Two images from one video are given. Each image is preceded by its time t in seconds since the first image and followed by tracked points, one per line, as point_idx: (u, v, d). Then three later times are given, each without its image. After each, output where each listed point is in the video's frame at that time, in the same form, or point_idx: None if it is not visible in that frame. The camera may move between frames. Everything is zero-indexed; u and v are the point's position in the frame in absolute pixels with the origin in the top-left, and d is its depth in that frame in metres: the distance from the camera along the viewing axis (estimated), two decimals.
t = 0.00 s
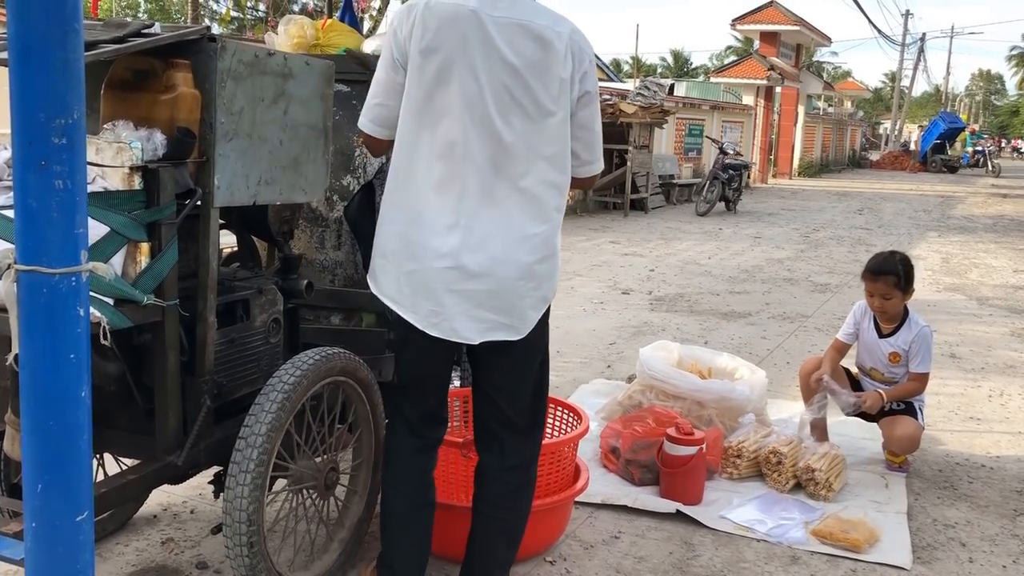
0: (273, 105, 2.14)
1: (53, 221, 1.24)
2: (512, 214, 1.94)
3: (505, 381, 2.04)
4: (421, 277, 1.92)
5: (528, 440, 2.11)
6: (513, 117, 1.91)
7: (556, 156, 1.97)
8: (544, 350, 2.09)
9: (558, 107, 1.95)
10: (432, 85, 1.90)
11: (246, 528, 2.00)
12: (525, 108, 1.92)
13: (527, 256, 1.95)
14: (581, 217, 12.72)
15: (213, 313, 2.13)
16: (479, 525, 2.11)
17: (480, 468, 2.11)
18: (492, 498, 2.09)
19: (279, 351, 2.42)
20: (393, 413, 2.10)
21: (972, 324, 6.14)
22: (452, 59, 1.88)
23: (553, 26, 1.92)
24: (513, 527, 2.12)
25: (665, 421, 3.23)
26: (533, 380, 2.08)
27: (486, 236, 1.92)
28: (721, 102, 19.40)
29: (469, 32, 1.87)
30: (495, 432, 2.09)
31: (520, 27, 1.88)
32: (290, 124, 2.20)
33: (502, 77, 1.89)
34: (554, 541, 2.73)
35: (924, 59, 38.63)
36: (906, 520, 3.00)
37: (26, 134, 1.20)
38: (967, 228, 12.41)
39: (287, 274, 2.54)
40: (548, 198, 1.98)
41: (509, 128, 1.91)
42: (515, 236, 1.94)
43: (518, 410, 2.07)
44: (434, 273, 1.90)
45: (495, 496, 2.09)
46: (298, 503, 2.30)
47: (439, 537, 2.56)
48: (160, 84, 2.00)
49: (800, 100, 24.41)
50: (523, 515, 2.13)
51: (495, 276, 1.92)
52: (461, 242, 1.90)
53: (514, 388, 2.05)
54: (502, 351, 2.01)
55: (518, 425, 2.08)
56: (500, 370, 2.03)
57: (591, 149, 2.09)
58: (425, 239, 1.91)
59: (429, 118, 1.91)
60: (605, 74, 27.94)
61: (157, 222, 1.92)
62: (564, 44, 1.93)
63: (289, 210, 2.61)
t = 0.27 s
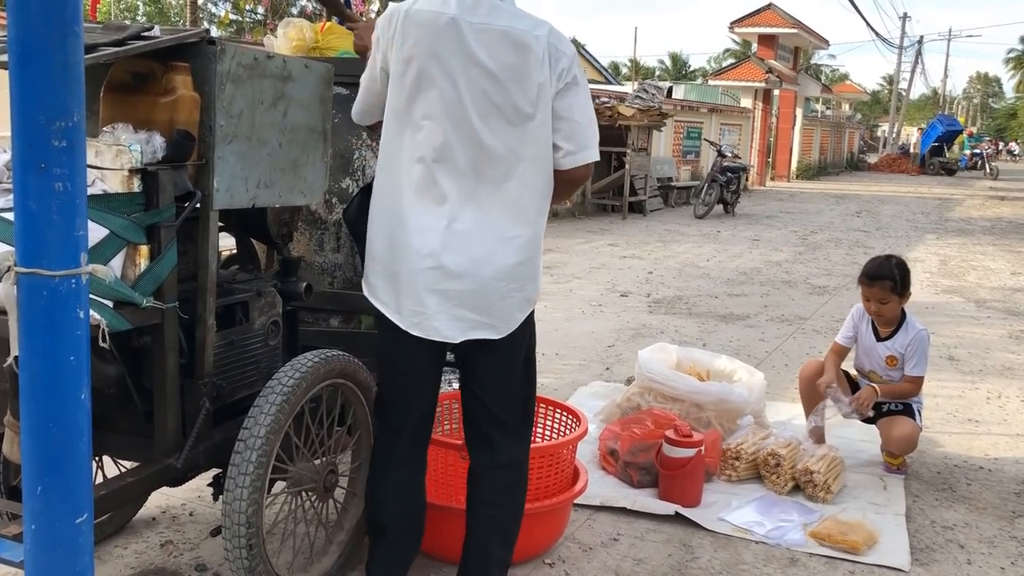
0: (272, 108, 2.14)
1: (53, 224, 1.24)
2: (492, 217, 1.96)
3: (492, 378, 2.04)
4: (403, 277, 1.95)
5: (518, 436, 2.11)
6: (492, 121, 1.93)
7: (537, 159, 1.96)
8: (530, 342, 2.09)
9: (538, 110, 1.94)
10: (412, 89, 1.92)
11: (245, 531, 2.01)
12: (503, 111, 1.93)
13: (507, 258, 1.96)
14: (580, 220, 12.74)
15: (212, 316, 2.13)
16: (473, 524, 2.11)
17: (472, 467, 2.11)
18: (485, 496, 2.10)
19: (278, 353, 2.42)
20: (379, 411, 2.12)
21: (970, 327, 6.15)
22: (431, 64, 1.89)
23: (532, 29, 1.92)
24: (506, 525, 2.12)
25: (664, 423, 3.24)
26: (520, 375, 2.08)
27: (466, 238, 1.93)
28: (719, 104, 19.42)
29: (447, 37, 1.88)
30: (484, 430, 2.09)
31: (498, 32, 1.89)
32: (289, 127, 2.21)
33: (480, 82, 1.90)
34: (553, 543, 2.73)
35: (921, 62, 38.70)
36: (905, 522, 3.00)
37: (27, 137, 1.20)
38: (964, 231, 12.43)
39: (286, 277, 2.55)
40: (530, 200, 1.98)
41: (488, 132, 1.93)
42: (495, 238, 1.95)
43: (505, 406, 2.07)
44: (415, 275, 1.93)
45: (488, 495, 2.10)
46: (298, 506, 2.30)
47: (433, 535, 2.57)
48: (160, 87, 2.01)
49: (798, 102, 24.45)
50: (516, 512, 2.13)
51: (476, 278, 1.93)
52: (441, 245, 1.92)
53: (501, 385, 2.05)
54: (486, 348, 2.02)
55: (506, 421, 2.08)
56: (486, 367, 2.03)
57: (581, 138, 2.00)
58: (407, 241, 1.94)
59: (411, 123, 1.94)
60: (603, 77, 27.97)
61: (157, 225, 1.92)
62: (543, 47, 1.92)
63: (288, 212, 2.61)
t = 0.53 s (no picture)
0: (271, 109, 2.14)
1: (53, 225, 1.24)
2: (465, 213, 1.97)
3: (475, 369, 2.05)
4: (378, 273, 1.97)
5: (504, 428, 2.12)
6: (465, 118, 1.95)
7: (509, 156, 1.98)
8: (511, 328, 2.10)
9: (510, 107, 1.97)
10: (387, 88, 1.94)
11: (244, 531, 2.01)
12: (475, 109, 1.95)
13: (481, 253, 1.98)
14: (578, 221, 12.75)
15: (211, 316, 2.13)
16: (468, 521, 2.11)
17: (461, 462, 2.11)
18: (476, 489, 2.10)
19: (277, 355, 2.42)
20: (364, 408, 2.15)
21: (967, 328, 6.16)
22: (405, 62, 1.91)
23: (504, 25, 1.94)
24: (497, 519, 2.13)
25: (662, 423, 3.24)
26: (504, 364, 2.08)
27: (439, 234, 1.95)
28: (717, 106, 19.45)
29: (420, 37, 1.91)
30: (469, 423, 2.09)
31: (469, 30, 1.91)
32: (287, 128, 2.21)
33: (452, 80, 1.92)
34: (552, 543, 2.74)
35: (918, 64, 38.78)
36: (902, 522, 3.01)
37: (27, 138, 1.20)
38: (962, 232, 12.45)
39: (285, 278, 2.56)
40: (503, 196, 2.00)
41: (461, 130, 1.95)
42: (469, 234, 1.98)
43: (488, 396, 2.07)
44: (389, 270, 1.95)
45: (480, 490, 2.10)
46: (296, 507, 2.30)
47: (433, 536, 2.57)
48: (159, 88, 2.01)
49: (796, 103, 24.49)
50: (506, 504, 2.14)
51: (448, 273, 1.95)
52: (414, 239, 1.94)
53: (485, 376, 2.06)
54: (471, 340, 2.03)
55: (491, 412, 2.08)
56: (468, 358, 2.04)
57: (553, 138, 2.04)
58: (381, 237, 1.96)
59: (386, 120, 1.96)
60: (601, 79, 28.03)
61: (155, 226, 1.93)
62: (514, 44, 1.94)
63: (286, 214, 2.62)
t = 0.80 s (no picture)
0: (269, 107, 2.14)
1: (52, 222, 1.24)
2: (451, 204, 1.98)
3: (465, 363, 2.06)
4: (368, 269, 1.96)
5: (495, 422, 2.13)
6: (445, 109, 1.97)
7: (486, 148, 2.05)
8: (500, 321, 2.11)
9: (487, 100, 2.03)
10: (367, 83, 1.95)
11: (242, 530, 2.01)
12: (455, 101, 1.98)
13: (467, 242, 2.00)
14: (575, 221, 12.76)
15: (209, 315, 2.13)
16: (465, 516, 2.12)
17: (455, 458, 2.12)
18: (471, 484, 2.11)
19: (275, 354, 2.43)
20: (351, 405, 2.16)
21: (963, 327, 6.17)
22: (384, 56, 1.93)
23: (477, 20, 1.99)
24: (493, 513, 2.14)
25: (659, 422, 3.24)
26: (494, 357, 2.10)
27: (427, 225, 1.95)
28: (714, 106, 19.47)
29: (399, 32, 1.93)
30: (462, 418, 2.10)
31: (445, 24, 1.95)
32: (285, 127, 2.21)
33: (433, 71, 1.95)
34: (549, 542, 2.74)
35: (915, 64, 38.84)
36: (899, 521, 3.01)
37: (26, 136, 1.20)
38: (958, 232, 12.47)
39: (282, 277, 2.56)
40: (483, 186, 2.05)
41: (443, 122, 1.97)
42: (455, 224, 1.99)
43: (479, 390, 2.08)
44: (379, 264, 1.94)
45: (476, 485, 2.11)
46: (294, 506, 2.30)
47: (430, 535, 2.57)
48: (157, 88, 2.03)
49: (793, 104, 24.52)
50: (500, 502, 2.15)
51: (439, 264, 1.95)
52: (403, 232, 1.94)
53: (477, 370, 2.07)
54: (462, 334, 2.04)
55: (482, 405, 2.10)
56: (458, 352, 2.05)
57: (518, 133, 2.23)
58: (369, 232, 1.95)
59: (367, 115, 1.96)
60: (598, 79, 28.05)
61: (153, 225, 1.93)
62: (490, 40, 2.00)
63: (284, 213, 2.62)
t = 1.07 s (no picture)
0: (268, 105, 2.14)
1: (52, 220, 1.25)
2: (446, 194, 2.01)
3: (461, 358, 2.07)
4: (367, 262, 1.97)
5: (490, 417, 2.14)
6: (439, 102, 1.98)
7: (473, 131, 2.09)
8: (495, 316, 2.12)
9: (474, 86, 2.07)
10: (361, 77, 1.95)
11: (240, 527, 2.01)
12: (447, 92, 2.00)
13: (464, 232, 2.03)
14: (572, 219, 12.76)
15: (208, 313, 2.13)
16: (463, 512, 2.13)
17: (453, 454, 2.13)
18: (468, 480, 2.12)
19: (273, 351, 2.43)
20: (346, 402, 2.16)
21: (959, 325, 6.19)
22: (378, 49, 1.92)
23: (466, 8, 1.99)
24: (491, 508, 2.15)
25: (657, 420, 3.25)
26: (490, 352, 2.11)
27: (425, 217, 1.98)
28: (711, 105, 19.47)
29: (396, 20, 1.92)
30: (458, 414, 2.11)
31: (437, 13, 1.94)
32: (283, 124, 2.21)
33: (427, 65, 1.95)
34: (547, 540, 2.74)
35: (911, 63, 38.89)
36: (895, 518, 3.03)
37: (26, 133, 1.20)
38: (954, 231, 12.50)
39: (281, 274, 2.57)
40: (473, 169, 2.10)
41: (437, 114, 1.99)
42: (451, 215, 2.02)
43: (475, 385, 2.09)
44: (380, 258, 1.96)
45: (473, 481, 2.12)
46: (292, 503, 2.31)
47: (428, 533, 2.57)
48: (155, 84, 2.01)
49: (789, 102, 24.54)
50: (497, 499, 2.15)
51: (439, 255, 1.98)
52: (404, 226, 1.96)
53: (472, 366, 2.08)
54: (457, 329, 2.05)
55: (478, 400, 2.11)
56: (454, 348, 2.06)
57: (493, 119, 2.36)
58: (368, 226, 1.96)
59: (362, 109, 1.97)
60: (595, 77, 28.05)
61: (152, 222, 1.93)
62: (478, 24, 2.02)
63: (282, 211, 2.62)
